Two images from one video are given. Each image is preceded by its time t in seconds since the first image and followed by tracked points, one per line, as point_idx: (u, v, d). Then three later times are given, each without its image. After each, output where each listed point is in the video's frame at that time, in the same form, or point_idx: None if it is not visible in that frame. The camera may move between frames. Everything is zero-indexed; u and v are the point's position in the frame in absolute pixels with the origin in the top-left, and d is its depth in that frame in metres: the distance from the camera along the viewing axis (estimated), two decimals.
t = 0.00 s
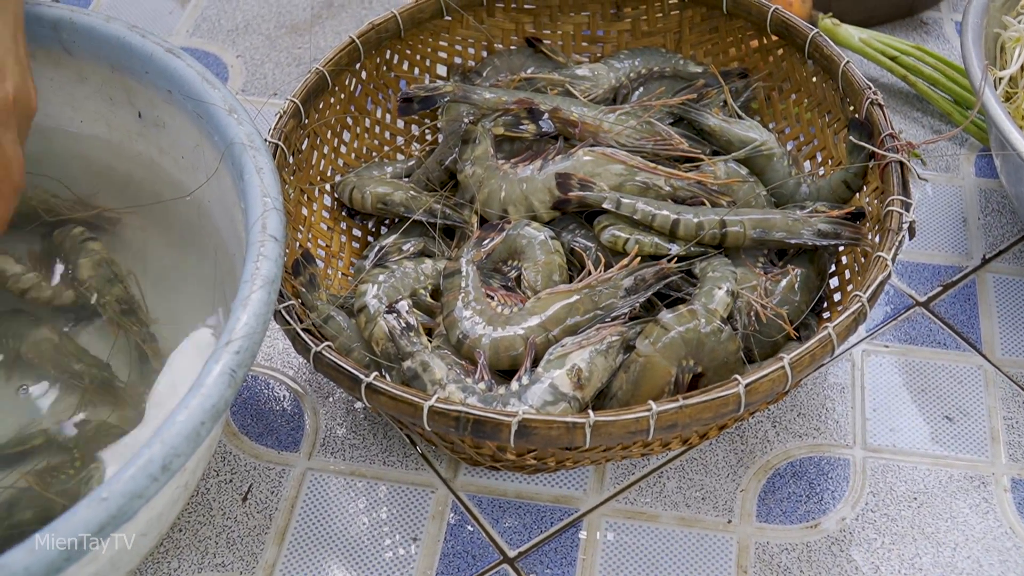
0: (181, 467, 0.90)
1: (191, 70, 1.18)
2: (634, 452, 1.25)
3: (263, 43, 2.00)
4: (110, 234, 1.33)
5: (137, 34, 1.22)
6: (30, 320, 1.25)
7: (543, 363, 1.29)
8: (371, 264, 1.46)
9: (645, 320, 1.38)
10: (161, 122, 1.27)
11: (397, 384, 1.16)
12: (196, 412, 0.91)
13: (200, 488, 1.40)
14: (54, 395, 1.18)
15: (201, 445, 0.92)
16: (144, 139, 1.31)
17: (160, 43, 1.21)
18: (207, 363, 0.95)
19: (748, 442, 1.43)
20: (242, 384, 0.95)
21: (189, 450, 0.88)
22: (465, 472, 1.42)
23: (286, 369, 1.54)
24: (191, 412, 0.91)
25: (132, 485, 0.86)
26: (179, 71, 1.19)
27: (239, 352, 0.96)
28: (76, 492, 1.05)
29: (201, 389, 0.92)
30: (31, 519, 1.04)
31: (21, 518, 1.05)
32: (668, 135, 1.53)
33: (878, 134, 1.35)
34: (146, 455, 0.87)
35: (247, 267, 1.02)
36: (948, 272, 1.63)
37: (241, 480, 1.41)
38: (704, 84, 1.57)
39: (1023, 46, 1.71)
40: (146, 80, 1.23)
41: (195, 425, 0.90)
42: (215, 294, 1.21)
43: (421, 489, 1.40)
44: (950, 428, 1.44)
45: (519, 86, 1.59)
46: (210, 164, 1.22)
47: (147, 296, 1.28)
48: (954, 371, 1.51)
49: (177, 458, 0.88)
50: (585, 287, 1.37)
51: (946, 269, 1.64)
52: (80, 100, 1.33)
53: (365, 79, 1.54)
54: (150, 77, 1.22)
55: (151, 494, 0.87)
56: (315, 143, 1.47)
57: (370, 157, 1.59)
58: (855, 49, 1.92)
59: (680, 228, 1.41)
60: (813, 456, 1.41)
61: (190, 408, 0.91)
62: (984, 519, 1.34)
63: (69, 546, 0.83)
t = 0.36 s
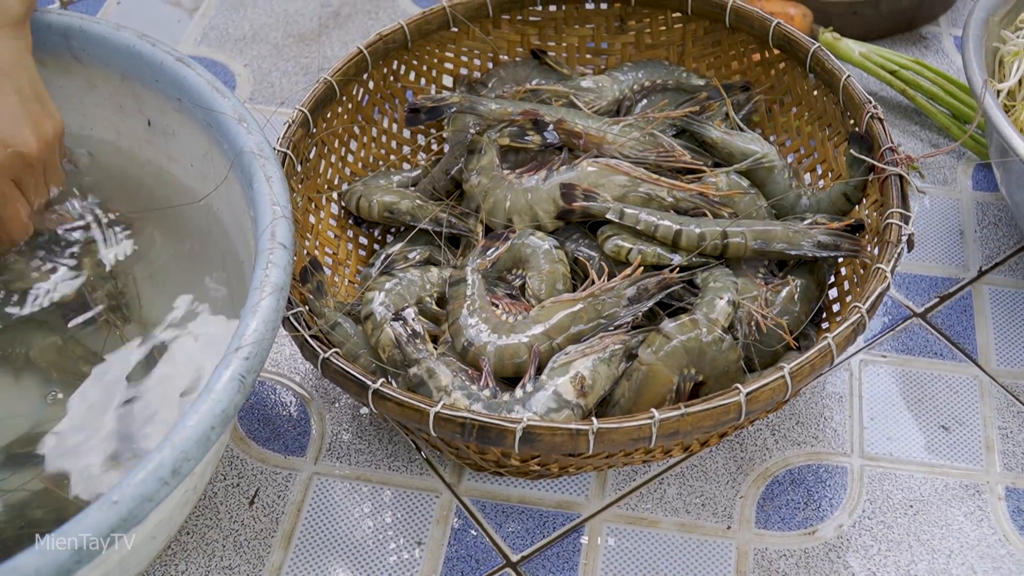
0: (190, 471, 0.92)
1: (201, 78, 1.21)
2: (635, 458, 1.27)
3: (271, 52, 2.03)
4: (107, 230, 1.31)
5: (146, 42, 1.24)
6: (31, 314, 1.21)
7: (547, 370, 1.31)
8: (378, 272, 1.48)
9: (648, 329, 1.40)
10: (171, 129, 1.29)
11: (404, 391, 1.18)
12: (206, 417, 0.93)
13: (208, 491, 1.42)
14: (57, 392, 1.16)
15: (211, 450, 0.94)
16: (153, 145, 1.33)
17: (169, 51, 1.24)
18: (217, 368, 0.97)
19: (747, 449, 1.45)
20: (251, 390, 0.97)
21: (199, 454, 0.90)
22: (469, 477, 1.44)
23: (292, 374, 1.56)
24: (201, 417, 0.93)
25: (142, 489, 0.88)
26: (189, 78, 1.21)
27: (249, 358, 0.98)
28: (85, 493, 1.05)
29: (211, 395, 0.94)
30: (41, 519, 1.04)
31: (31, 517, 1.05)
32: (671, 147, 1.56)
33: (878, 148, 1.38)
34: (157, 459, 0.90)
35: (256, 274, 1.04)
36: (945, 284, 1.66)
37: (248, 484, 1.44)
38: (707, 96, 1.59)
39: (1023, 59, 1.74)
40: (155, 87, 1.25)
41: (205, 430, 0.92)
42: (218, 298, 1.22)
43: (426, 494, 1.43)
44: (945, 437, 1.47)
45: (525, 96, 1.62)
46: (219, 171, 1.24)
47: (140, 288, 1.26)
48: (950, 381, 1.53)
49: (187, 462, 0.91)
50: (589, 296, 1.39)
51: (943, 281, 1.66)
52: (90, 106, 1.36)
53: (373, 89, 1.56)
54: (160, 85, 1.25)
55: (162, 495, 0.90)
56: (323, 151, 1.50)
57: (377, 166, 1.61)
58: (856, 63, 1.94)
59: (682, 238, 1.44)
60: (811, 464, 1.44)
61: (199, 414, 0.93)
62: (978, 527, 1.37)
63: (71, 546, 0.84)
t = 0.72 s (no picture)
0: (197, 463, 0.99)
1: (209, 91, 1.28)
2: (620, 452, 1.35)
3: (275, 66, 2.11)
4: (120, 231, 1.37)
5: (157, 56, 1.32)
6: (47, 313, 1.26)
7: (537, 368, 1.38)
8: (377, 275, 1.56)
9: (633, 329, 1.48)
10: (181, 139, 1.37)
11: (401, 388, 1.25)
12: (213, 411, 1.00)
13: (214, 482, 1.50)
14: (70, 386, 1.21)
15: (218, 442, 1.01)
16: (165, 153, 1.41)
17: (179, 65, 1.31)
18: (224, 365, 1.04)
19: (728, 444, 1.53)
20: (255, 385, 1.04)
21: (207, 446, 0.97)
22: (463, 469, 1.52)
23: (296, 372, 1.64)
24: (209, 411, 1.00)
25: (152, 480, 0.95)
26: (198, 91, 1.29)
27: (254, 355, 1.05)
28: (99, 482, 1.10)
29: (218, 390, 1.01)
30: (53, 510, 1.08)
31: (45, 510, 1.08)
32: (655, 156, 1.64)
33: (851, 157, 1.45)
34: (167, 451, 0.97)
35: (261, 277, 1.11)
36: (916, 287, 1.74)
37: (253, 476, 1.51)
38: (689, 110, 1.67)
39: (1001, 32, 1.89)
40: (168, 99, 1.33)
41: (213, 423, 0.99)
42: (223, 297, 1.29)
43: (422, 485, 1.50)
44: (917, 432, 1.54)
45: (517, 109, 1.69)
46: (227, 179, 1.31)
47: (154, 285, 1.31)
48: (922, 380, 1.60)
49: (195, 454, 0.98)
50: (577, 298, 1.47)
51: (915, 284, 1.74)
52: (104, 117, 1.43)
53: (373, 101, 1.64)
54: (171, 97, 1.32)
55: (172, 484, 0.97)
56: (326, 160, 1.58)
57: (376, 175, 1.69)
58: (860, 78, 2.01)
59: (666, 243, 1.51)
60: (788, 458, 1.51)
61: (207, 408, 1.00)
62: (950, 519, 1.44)
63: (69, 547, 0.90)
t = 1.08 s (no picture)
0: (194, 464, 1.01)
1: (207, 99, 1.31)
2: (609, 458, 1.37)
3: (272, 76, 2.14)
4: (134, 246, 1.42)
5: (157, 65, 1.35)
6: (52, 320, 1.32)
7: (527, 376, 1.41)
8: (371, 282, 1.59)
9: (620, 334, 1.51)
10: (179, 147, 1.39)
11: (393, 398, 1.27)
12: (210, 413, 1.02)
13: (212, 483, 1.52)
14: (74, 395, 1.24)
15: (215, 443, 1.03)
16: (163, 162, 1.43)
17: (179, 74, 1.34)
18: (220, 368, 1.06)
19: (716, 443, 1.56)
20: (252, 387, 1.06)
21: (204, 447, 0.99)
22: (456, 469, 1.55)
23: (292, 374, 1.67)
24: (206, 413, 1.02)
25: (150, 480, 0.97)
26: (197, 100, 1.32)
27: (250, 358, 1.07)
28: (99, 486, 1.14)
29: (215, 393, 1.03)
30: (55, 508, 1.14)
31: (47, 504, 1.14)
32: (643, 161, 1.67)
33: (836, 162, 1.48)
34: (164, 453, 0.99)
35: (258, 281, 1.14)
36: (901, 288, 1.77)
37: (251, 477, 1.54)
38: (676, 113, 1.71)
39: None
40: (167, 108, 1.36)
41: (210, 425, 1.01)
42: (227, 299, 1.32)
43: (417, 485, 1.53)
44: (902, 431, 1.57)
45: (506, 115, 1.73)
46: (225, 187, 1.33)
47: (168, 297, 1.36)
48: (907, 380, 1.63)
49: (192, 455, 1.00)
50: (565, 305, 1.49)
51: (900, 285, 1.77)
52: (104, 126, 1.45)
53: (365, 109, 1.68)
54: (170, 105, 1.35)
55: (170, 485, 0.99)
56: (319, 169, 1.61)
57: (369, 181, 1.72)
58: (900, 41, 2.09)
59: (653, 249, 1.55)
60: (775, 457, 1.54)
61: (205, 410, 1.02)
62: (935, 516, 1.46)
63: (69, 546, 0.92)
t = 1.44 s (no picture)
0: (188, 471, 1.01)
1: (200, 110, 1.31)
2: (602, 461, 1.37)
3: (265, 85, 2.15)
4: (120, 261, 1.37)
5: (149, 76, 1.34)
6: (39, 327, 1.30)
7: (519, 381, 1.41)
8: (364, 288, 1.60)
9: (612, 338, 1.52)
10: (171, 157, 1.38)
11: (385, 404, 1.28)
12: (203, 421, 1.02)
13: (207, 492, 1.53)
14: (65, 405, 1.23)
15: (208, 451, 1.03)
16: (155, 171, 1.41)
17: (171, 84, 1.34)
18: (213, 376, 1.06)
19: (709, 446, 1.56)
20: (245, 394, 1.06)
21: (197, 454, 0.99)
22: (450, 475, 1.55)
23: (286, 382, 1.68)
24: (199, 421, 1.02)
25: (143, 488, 0.97)
26: (189, 110, 1.32)
27: (243, 365, 1.07)
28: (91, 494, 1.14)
29: (207, 400, 1.03)
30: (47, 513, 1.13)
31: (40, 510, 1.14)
32: (634, 166, 1.67)
33: (826, 164, 1.48)
34: (158, 460, 0.99)
35: (250, 289, 1.14)
36: (893, 291, 1.77)
37: (245, 484, 1.54)
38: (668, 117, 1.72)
39: None
40: (159, 118, 1.35)
41: (202, 432, 1.02)
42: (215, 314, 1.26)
43: (411, 492, 1.53)
44: (895, 433, 1.57)
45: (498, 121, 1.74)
46: (217, 196, 1.33)
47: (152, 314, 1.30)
48: (900, 382, 1.64)
49: (184, 462, 1.00)
50: (559, 309, 1.50)
51: (892, 288, 1.78)
52: (93, 135, 1.42)
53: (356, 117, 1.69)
54: (162, 116, 1.35)
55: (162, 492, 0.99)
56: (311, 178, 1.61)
57: (362, 190, 1.74)
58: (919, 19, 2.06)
59: (644, 254, 1.56)
60: (769, 460, 1.54)
61: (197, 417, 1.02)
62: (928, 518, 1.47)
63: (69, 546, 0.93)
